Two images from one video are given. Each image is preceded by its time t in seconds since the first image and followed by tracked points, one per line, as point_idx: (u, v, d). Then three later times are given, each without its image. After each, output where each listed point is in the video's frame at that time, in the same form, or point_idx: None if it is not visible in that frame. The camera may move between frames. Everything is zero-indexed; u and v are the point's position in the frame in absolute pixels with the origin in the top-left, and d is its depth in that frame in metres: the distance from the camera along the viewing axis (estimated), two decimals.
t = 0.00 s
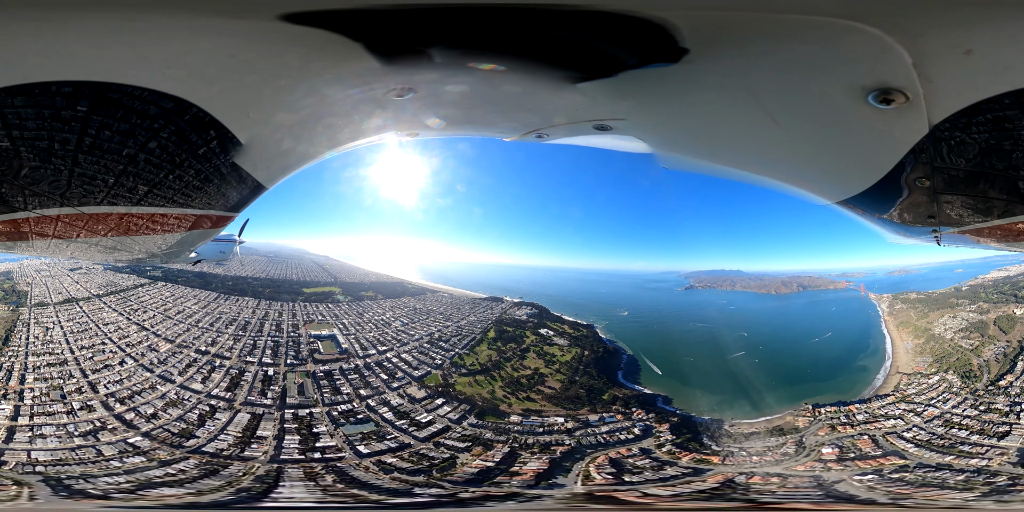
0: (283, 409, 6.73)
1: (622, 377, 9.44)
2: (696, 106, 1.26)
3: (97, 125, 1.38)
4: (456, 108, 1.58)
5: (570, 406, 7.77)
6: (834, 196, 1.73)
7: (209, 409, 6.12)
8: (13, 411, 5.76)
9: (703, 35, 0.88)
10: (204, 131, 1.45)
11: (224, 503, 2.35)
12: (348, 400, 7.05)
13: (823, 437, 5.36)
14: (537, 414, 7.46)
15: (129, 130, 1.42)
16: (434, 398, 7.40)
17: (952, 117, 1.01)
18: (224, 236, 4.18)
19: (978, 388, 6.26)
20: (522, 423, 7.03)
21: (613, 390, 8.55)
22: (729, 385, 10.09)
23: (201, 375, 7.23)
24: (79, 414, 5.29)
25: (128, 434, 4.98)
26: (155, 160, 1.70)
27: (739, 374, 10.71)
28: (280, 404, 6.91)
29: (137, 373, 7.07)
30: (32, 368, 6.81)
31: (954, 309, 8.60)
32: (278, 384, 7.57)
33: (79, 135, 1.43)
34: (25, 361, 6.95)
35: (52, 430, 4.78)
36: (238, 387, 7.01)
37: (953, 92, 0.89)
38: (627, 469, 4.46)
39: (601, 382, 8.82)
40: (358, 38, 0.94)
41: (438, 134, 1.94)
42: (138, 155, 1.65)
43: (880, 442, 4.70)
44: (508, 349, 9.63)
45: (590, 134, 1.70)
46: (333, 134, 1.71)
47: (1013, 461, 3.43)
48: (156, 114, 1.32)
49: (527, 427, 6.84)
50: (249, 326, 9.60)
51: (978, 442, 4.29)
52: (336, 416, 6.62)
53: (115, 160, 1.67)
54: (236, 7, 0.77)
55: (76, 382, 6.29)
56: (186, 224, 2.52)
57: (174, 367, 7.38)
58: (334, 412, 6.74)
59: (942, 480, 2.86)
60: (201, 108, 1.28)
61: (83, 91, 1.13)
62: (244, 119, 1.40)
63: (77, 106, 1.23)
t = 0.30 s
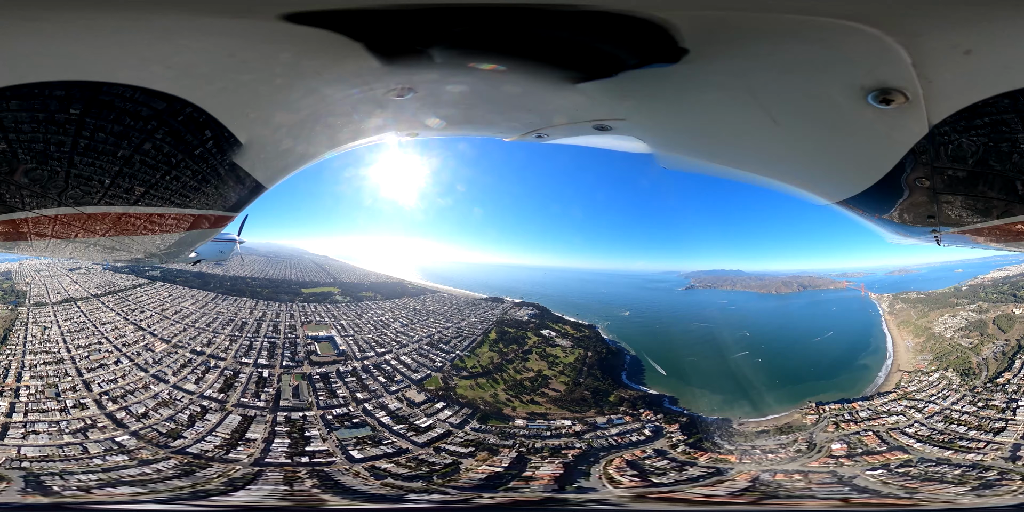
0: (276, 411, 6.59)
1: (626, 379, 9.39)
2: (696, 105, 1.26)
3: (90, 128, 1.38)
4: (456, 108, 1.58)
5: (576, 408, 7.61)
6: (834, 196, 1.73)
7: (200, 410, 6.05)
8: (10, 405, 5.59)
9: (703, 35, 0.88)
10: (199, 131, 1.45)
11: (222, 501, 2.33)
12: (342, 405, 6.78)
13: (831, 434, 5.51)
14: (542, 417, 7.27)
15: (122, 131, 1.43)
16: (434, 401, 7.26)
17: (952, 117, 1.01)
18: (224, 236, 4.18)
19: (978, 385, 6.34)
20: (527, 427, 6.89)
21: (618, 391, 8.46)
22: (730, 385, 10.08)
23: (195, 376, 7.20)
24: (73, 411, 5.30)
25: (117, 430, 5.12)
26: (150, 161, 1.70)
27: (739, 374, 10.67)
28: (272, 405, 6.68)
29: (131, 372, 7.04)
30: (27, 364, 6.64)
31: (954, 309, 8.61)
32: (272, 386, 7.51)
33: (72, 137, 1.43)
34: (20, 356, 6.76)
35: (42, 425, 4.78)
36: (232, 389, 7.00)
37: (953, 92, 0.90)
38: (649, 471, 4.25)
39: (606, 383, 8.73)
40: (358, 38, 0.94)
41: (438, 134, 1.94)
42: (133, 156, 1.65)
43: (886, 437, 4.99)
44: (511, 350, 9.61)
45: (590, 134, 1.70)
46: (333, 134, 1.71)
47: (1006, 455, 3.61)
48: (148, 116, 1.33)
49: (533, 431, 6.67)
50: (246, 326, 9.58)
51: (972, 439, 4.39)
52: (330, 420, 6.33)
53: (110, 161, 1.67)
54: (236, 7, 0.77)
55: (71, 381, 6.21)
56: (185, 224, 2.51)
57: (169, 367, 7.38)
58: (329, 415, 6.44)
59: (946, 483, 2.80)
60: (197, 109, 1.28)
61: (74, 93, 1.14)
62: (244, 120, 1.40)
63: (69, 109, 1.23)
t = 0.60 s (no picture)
0: (268, 415, 6.35)
1: (630, 379, 9.40)
2: (695, 106, 1.26)
3: (84, 130, 1.39)
4: (456, 108, 1.58)
5: (584, 411, 7.47)
6: (834, 196, 1.73)
7: (191, 410, 5.98)
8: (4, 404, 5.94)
9: (703, 36, 0.87)
10: (194, 131, 1.45)
11: (217, 504, 2.32)
12: (338, 408, 6.70)
13: (836, 430, 5.65)
14: (548, 421, 7.16)
15: (117, 133, 1.44)
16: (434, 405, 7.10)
17: (950, 118, 1.01)
18: (224, 236, 4.18)
19: (976, 383, 6.38)
20: (533, 431, 6.70)
21: (624, 393, 8.46)
22: (731, 385, 10.08)
23: (189, 377, 7.17)
24: (65, 410, 5.50)
25: (106, 431, 5.02)
26: (146, 163, 1.71)
27: (738, 374, 10.64)
28: (264, 408, 6.52)
29: (126, 371, 7.10)
30: (24, 364, 6.98)
31: (954, 308, 8.62)
32: (267, 388, 7.41)
33: (67, 139, 1.44)
34: (19, 357, 7.17)
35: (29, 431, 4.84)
36: (226, 390, 6.89)
37: (954, 92, 0.89)
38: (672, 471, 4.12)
39: (611, 385, 8.71)
40: (359, 38, 0.94)
41: (439, 134, 1.94)
42: (128, 158, 1.66)
43: (888, 434, 5.05)
44: (513, 352, 9.60)
45: (590, 134, 1.70)
46: (333, 134, 1.71)
47: (1002, 450, 3.88)
48: (141, 117, 1.33)
49: (540, 435, 6.49)
50: (242, 326, 9.52)
51: (974, 435, 4.57)
52: (324, 423, 6.21)
53: (106, 163, 1.68)
54: (237, 7, 0.77)
55: (66, 379, 6.52)
56: (183, 224, 2.51)
57: (163, 367, 7.40)
58: (322, 419, 6.36)
59: (947, 489, 2.77)
60: (191, 109, 1.28)
61: (67, 97, 1.15)
62: (244, 120, 1.40)
63: (63, 112, 1.24)
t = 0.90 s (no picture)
0: (260, 416, 6.18)
1: (634, 380, 9.43)
2: (695, 106, 1.26)
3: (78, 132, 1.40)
4: (455, 108, 1.58)
5: (591, 413, 7.40)
6: (833, 196, 1.74)
7: (182, 410, 6.01)
8: None
9: (702, 36, 0.88)
10: (189, 131, 1.45)
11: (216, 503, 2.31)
12: (333, 412, 6.46)
13: (843, 427, 5.72)
14: (555, 424, 7.08)
15: (110, 135, 1.44)
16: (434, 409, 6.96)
17: (949, 118, 1.01)
18: (224, 236, 4.19)
19: (975, 380, 6.43)
20: (539, 435, 6.50)
21: (630, 394, 8.48)
22: (733, 383, 10.10)
23: (183, 377, 7.10)
24: (59, 406, 5.65)
25: (98, 428, 5.18)
26: (142, 163, 1.71)
27: (738, 375, 10.60)
28: (257, 409, 6.43)
29: (121, 371, 7.06)
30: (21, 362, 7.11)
31: (954, 308, 8.64)
32: (260, 390, 7.20)
33: (62, 141, 1.44)
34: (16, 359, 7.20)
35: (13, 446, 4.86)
36: (219, 390, 6.83)
37: (953, 92, 0.90)
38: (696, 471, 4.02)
39: (617, 386, 8.70)
40: (359, 38, 0.94)
41: (438, 134, 1.94)
42: (123, 159, 1.66)
43: (893, 429, 5.29)
44: (514, 354, 9.58)
45: (589, 135, 1.70)
46: (332, 134, 1.71)
47: (998, 446, 4.17)
48: (135, 119, 1.33)
49: (548, 439, 6.30)
50: (240, 327, 9.48)
51: (970, 433, 4.71)
52: (316, 427, 5.97)
53: (102, 164, 1.67)
54: (237, 7, 0.77)
55: (62, 377, 6.69)
56: (181, 224, 2.51)
57: (158, 367, 7.39)
58: (317, 422, 6.12)
59: (946, 485, 2.80)
60: (185, 109, 1.28)
61: (59, 100, 1.16)
62: (243, 120, 1.40)
63: (57, 116, 1.25)
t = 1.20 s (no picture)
0: (251, 418, 6.16)
1: (638, 380, 9.45)
2: (694, 106, 1.26)
3: (74, 133, 1.41)
4: (455, 108, 1.58)
5: (599, 416, 7.33)
6: (832, 196, 1.74)
7: (172, 410, 6.00)
8: None
9: (702, 36, 0.88)
10: (185, 131, 1.45)
11: (212, 504, 2.29)
12: (327, 416, 6.54)
13: (847, 423, 6.05)
14: (563, 428, 6.98)
15: (104, 136, 1.45)
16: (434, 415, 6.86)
17: (948, 118, 1.02)
18: (223, 236, 4.19)
19: (974, 377, 6.48)
20: (548, 439, 6.54)
21: (636, 394, 8.49)
22: (735, 382, 10.13)
23: (177, 377, 7.10)
24: (53, 405, 5.71)
25: (87, 427, 5.18)
26: (139, 163, 1.71)
27: (737, 375, 10.55)
28: (249, 410, 6.42)
29: (116, 369, 7.11)
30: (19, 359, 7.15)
31: (953, 307, 8.66)
32: (254, 392, 7.12)
33: (58, 143, 1.46)
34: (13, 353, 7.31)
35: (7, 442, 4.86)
36: (212, 391, 6.81)
37: (952, 92, 0.90)
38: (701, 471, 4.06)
39: (623, 387, 8.70)
40: (359, 38, 0.94)
41: (438, 134, 1.94)
42: (119, 160, 1.67)
43: (896, 425, 5.42)
44: (517, 356, 9.56)
45: (589, 135, 1.71)
46: (332, 134, 1.71)
47: (996, 441, 4.22)
48: (132, 118, 1.33)
49: (558, 442, 6.27)
50: (236, 327, 9.48)
51: (968, 427, 4.82)
52: (309, 431, 5.99)
53: (98, 164, 1.67)
54: (236, 6, 0.77)
55: (57, 375, 6.69)
56: (180, 224, 2.51)
57: (153, 367, 7.39)
58: (310, 425, 6.18)
59: (943, 479, 2.97)
60: (178, 110, 1.29)
61: (51, 103, 1.18)
62: (242, 119, 1.40)
63: (50, 119, 1.27)
